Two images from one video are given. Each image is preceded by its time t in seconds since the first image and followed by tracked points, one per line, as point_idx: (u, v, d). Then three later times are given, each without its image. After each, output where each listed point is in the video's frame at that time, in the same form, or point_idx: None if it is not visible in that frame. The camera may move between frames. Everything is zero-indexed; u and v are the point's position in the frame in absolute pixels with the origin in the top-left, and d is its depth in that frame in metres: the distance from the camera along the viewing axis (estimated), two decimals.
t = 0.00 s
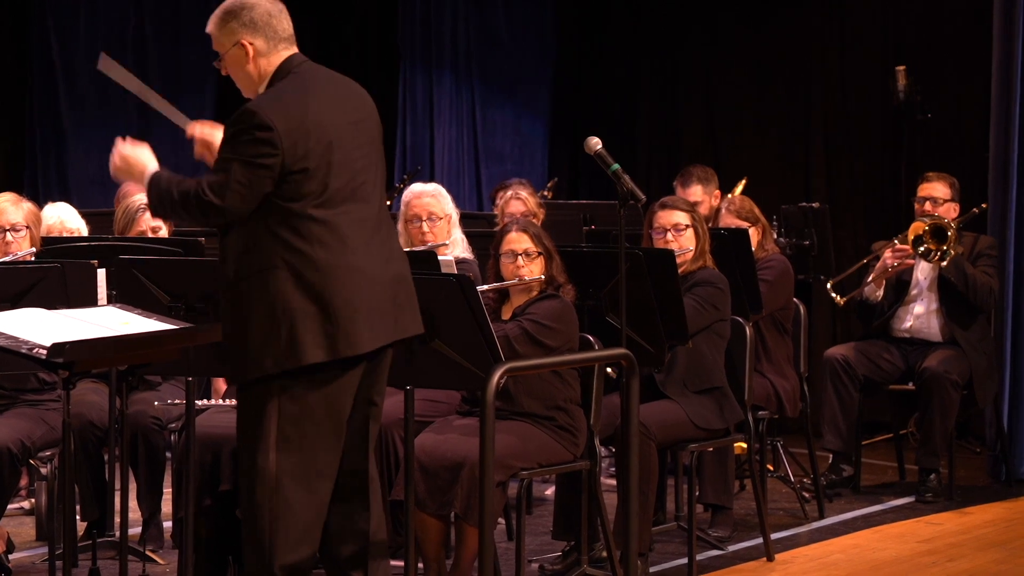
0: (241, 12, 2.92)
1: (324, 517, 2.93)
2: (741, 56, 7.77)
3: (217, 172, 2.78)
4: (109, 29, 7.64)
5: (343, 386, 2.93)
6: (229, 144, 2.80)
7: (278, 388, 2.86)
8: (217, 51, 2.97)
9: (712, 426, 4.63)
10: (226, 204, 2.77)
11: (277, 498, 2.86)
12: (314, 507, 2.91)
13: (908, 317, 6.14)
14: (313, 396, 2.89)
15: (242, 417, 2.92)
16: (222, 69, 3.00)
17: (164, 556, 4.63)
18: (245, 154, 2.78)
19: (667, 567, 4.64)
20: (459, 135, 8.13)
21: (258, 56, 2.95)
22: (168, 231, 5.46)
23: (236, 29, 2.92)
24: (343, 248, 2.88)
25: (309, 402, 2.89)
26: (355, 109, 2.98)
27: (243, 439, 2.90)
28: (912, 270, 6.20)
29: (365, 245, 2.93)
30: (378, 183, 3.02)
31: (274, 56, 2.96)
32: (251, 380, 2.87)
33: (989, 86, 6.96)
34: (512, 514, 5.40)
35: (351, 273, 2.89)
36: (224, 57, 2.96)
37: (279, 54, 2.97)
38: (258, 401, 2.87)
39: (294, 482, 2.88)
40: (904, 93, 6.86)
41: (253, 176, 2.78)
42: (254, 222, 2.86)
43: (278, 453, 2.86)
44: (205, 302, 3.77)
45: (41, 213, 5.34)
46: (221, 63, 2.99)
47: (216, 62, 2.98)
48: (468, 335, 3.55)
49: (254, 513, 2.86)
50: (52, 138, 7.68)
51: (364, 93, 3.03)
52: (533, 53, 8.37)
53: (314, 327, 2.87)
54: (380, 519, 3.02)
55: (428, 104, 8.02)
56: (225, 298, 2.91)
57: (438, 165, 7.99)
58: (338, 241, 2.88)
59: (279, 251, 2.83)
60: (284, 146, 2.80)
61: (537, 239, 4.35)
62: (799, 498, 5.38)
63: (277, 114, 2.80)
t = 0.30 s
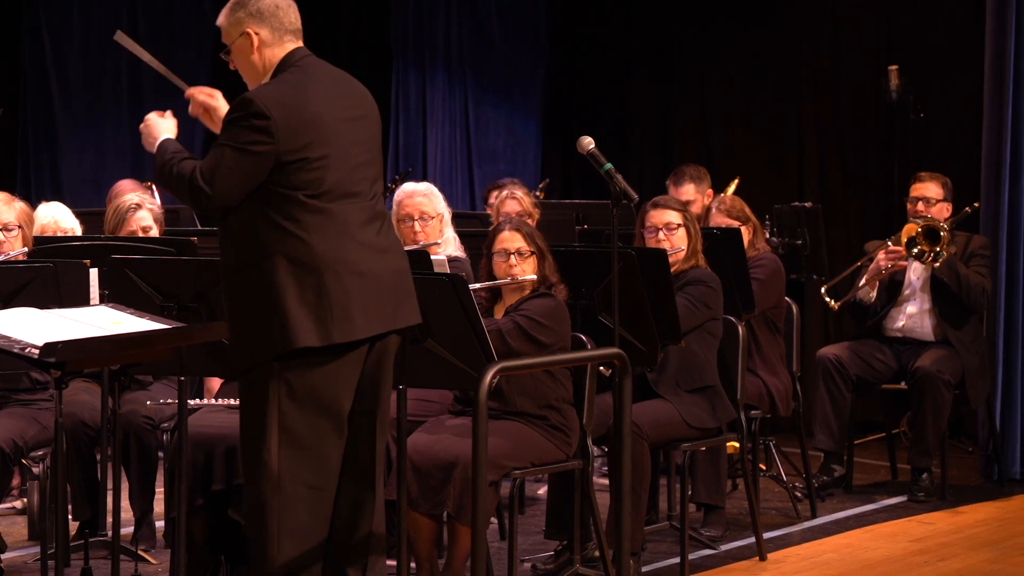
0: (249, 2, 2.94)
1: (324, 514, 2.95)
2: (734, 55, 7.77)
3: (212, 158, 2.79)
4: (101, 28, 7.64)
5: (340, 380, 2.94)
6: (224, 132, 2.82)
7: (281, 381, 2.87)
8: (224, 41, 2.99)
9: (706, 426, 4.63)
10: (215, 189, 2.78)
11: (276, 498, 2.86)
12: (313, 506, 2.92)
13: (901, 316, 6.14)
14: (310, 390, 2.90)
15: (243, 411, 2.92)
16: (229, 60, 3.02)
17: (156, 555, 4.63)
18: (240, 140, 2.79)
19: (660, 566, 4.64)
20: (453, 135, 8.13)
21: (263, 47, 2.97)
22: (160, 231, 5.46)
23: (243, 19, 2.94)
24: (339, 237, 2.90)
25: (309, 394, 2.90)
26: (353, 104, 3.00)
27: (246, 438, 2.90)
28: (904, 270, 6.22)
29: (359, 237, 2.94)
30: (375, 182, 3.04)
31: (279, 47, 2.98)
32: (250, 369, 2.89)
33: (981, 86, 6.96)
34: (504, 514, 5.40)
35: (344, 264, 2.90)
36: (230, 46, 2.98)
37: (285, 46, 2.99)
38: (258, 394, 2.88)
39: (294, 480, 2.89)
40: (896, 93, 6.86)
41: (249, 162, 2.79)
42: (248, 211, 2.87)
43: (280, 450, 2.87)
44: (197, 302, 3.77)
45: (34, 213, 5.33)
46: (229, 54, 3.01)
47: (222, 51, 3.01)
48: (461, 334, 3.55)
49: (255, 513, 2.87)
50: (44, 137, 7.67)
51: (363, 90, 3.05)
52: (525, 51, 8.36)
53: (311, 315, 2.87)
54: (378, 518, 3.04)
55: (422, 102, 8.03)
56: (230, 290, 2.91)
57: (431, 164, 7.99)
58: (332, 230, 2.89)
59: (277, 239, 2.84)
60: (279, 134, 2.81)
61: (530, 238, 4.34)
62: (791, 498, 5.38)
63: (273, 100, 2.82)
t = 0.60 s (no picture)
0: (242, 4, 2.95)
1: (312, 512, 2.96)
2: (728, 56, 7.77)
3: (201, 146, 2.76)
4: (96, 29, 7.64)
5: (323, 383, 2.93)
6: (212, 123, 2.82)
7: (266, 382, 2.87)
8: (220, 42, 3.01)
9: (700, 427, 4.63)
10: (208, 178, 2.76)
11: (268, 498, 2.87)
12: (303, 504, 2.93)
13: (895, 317, 6.14)
14: (292, 391, 2.90)
15: (230, 409, 2.92)
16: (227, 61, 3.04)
17: (151, 557, 4.63)
18: (227, 131, 2.79)
19: (654, 568, 4.64)
20: (447, 137, 8.15)
21: (255, 48, 2.97)
22: (155, 232, 5.46)
23: (236, 21, 2.95)
24: (323, 237, 2.89)
25: (288, 398, 2.90)
26: (346, 106, 3.00)
27: (235, 440, 2.90)
28: (899, 270, 6.20)
29: (342, 240, 2.93)
30: (367, 185, 3.04)
31: (271, 48, 2.98)
32: (237, 366, 2.88)
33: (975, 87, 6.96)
34: (498, 515, 5.40)
35: (325, 266, 2.90)
36: (227, 48, 3.00)
37: (278, 47, 2.99)
38: (243, 396, 2.88)
39: (285, 480, 2.89)
40: (891, 95, 6.87)
41: (233, 153, 2.78)
42: (232, 207, 2.87)
43: (267, 452, 2.87)
44: (191, 303, 3.78)
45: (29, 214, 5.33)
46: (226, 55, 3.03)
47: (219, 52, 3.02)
48: (456, 336, 3.56)
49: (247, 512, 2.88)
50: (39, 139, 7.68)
51: (357, 93, 3.05)
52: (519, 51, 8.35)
53: (289, 315, 2.87)
54: (370, 520, 3.05)
55: (416, 105, 8.09)
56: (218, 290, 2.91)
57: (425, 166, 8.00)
58: (314, 231, 2.88)
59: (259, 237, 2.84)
60: (265, 127, 2.82)
61: (522, 240, 4.35)
62: (786, 499, 5.38)
63: (261, 94, 2.83)
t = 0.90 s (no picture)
0: (251, 7, 2.97)
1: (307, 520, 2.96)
2: (729, 62, 7.78)
3: (196, 157, 2.81)
4: (98, 34, 7.68)
5: (313, 395, 2.94)
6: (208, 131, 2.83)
7: (260, 391, 2.87)
8: (222, 45, 3.01)
9: (702, 432, 4.64)
10: (195, 187, 2.79)
11: (266, 505, 2.88)
12: (300, 513, 2.94)
13: (897, 323, 6.13)
14: (287, 401, 2.90)
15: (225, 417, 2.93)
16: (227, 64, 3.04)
17: (153, 562, 4.63)
18: (223, 142, 2.81)
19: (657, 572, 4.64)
20: (449, 142, 8.10)
21: (262, 52, 2.99)
22: (157, 238, 5.46)
23: (244, 23, 2.97)
24: (319, 248, 2.90)
25: (281, 408, 2.89)
26: (347, 116, 3.02)
27: (230, 449, 2.91)
28: (900, 275, 6.20)
29: (339, 250, 2.94)
30: (366, 195, 3.05)
31: (277, 53, 3.00)
32: (232, 373, 2.88)
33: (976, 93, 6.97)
34: (501, 520, 5.40)
35: (321, 275, 2.89)
36: (229, 50, 3.00)
37: (282, 52, 3.01)
38: (238, 403, 2.88)
39: (280, 489, 2.90)
40: (893, 100, 6.87)
41: (229, 166, 2.80)
42: (229, 215, 2.88)
43: (262, 462, 2.88)
44: (192, 308, 3.79)
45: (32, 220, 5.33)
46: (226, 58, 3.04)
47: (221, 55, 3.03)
48: (457, 341, 3.57)
49: (245, 520, 2.88)
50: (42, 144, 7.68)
51: (358, 103, 3.07)
52: (521, 56, 8.35)
53: (283, 323, 2.87)
54: (367, 524, 3.06)
55: (417, 112, 7.99)
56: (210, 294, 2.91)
57: (428, 172, 8.00)
58: (310, 241, 2.88)
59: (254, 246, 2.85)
60: (263, 139, 2.82)
61: (522, 245, 4.34)
62: (788, 504, 5.38)
63: (260, 106, 2.84)
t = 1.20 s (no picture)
0: (280, 15, 2.99)
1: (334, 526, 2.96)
2: (749, 68, 7.77)
3: (236, 173, 2.81)
4: (118, 42, 7.72)
5: (346, 404, 2.96)
6: (246, 145, 2.84)
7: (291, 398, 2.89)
8: (242, 54, 2.98)
9: (723, 438, 4.63)
10: (238, 203, 2.80)
11: (291, 508, 2.88)
12: (326, 518, 2.93)
13: (918, 329, 6.13)
14: (319, 409, 2.91)
15: (251, 424, 2.95)
16: (247, 74, 3.02)
17: (173, 568, 4.63)
18: (262, 155, 2.82)
19: None
20: (469, 148, 8.14)
21: (291, 60, 3.00)
22: (177, 244, 5.47)
23: (274, 32, 2.97)
24: (355, 257, 2.91)
25: (313, 414, 2.91)
26: (376, 122, 3.03)
27: (256, 454, 2.92)
28: (921, 280, 6.20)
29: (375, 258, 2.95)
30: (394, 201, 3.05)
31: (303, 60, 3.02)
32: (261, 386, 2.89)
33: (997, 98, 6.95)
34: (520, 527, 5.40)
35: (357, 284, 2.90)
36: (254, 61, 2.99)
37: (308, 59, 3.03)
38: (269, 408, 2.90)
39: (307, 492, 2.91)
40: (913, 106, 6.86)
41: (267, 178, 2.81)
42: (268, 227, 2.89)
43: (291, 466, 2.89)
44: (213, 315, 3.81)
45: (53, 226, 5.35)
46: (247, 68, 3.02)
47: (243, 65, 3.00)
48: (478, 348, 3.58)
49: (267, 526, 2.88)
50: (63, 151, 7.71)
51: (385, 108, 3.08)
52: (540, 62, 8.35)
53: (324, 335, 2.88)
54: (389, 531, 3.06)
55: (438, 117, 8.03)
56: (239, 313, 2.92)
57: (448, 178, 8.00)
58: (347, 250, 2.90)
59: (291, 258, 2.86)
60: (300, 149, 2.83)
61: (542, 252, 4.35)
62: (809, 511, 5.37)
63: (296, 116, 2.84)
